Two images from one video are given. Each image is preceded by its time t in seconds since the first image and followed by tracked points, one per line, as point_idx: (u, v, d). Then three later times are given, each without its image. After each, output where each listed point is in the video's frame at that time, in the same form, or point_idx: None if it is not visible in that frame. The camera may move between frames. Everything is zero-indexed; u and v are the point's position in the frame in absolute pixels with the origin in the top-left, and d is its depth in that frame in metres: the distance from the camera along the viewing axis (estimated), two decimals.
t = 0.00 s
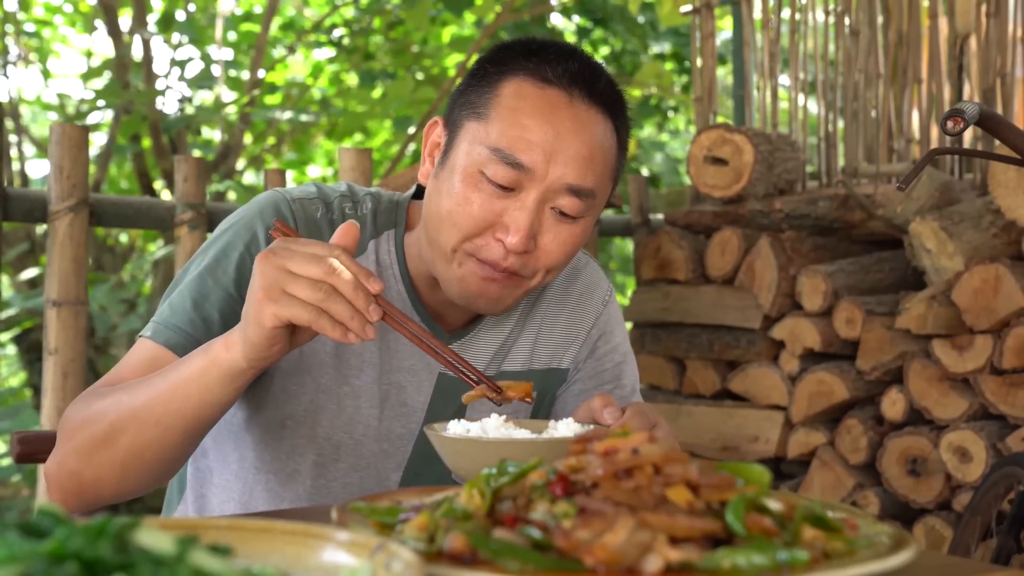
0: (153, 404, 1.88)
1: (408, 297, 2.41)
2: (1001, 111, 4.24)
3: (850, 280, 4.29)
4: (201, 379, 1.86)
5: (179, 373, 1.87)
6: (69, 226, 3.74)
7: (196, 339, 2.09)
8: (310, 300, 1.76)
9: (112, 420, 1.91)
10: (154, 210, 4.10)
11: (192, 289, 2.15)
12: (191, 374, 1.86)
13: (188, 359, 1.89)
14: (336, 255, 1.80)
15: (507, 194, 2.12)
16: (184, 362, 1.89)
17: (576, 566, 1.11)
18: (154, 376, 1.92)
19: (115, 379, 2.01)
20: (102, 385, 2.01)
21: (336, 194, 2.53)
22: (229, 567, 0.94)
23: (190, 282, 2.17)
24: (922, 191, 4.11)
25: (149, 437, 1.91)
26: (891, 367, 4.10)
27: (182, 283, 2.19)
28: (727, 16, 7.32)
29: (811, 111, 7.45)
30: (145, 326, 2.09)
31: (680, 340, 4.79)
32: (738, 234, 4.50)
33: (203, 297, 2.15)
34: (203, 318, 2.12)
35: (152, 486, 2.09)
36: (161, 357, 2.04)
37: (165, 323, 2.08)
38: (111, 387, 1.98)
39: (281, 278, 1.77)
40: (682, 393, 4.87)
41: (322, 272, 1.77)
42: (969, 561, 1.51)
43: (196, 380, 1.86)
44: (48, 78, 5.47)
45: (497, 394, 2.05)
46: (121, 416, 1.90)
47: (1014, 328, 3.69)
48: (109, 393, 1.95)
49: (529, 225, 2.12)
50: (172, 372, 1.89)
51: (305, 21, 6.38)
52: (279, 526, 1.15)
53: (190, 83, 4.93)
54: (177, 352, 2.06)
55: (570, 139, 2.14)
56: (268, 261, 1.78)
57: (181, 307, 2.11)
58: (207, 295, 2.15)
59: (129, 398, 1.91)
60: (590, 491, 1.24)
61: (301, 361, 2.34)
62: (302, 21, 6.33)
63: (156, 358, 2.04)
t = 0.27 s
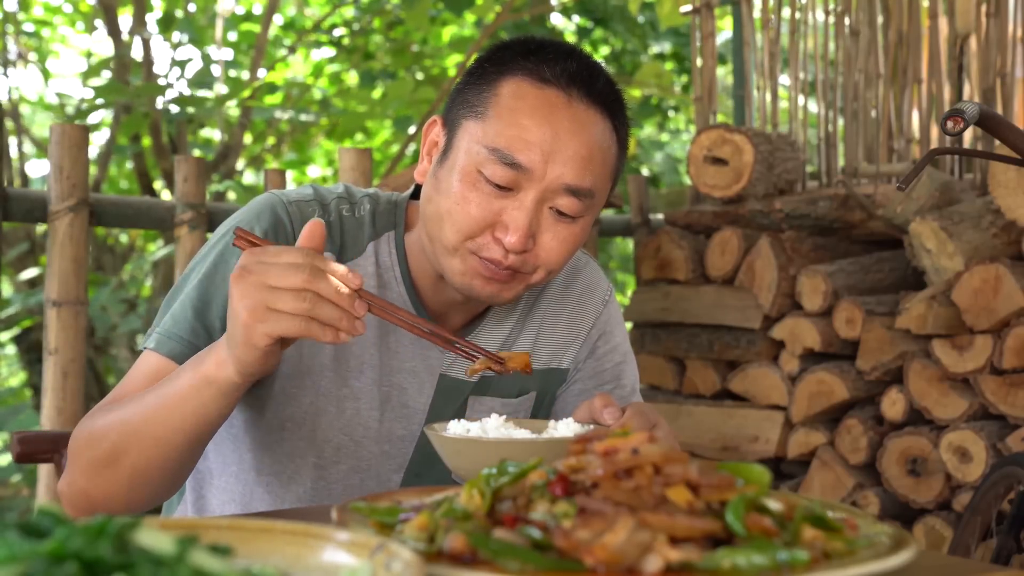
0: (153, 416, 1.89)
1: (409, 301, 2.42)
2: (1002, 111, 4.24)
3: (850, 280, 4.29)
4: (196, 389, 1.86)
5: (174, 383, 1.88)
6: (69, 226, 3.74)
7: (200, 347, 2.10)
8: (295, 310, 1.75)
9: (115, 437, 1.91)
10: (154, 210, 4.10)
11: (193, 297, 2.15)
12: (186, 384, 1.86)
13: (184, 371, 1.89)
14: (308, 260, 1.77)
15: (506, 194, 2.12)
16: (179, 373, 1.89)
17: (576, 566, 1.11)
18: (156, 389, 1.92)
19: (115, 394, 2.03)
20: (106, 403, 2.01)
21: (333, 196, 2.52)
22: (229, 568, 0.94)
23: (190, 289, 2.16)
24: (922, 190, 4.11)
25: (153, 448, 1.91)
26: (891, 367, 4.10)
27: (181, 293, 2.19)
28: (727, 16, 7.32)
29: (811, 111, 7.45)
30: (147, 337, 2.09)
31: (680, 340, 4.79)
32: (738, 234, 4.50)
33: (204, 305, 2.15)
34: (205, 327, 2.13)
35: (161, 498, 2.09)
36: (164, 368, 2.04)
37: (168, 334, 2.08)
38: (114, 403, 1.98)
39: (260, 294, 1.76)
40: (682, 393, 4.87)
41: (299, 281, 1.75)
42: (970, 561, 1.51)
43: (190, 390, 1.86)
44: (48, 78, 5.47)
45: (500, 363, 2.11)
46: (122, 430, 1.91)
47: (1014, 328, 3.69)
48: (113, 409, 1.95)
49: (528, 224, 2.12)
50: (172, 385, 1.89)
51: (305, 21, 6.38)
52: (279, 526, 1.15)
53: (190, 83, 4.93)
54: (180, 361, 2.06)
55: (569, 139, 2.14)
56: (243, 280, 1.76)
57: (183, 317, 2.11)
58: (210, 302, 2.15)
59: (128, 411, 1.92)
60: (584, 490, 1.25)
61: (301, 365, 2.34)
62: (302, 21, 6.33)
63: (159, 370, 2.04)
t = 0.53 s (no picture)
0: (152, 428, 1.87)
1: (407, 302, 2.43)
2: (1001, 111, 4.24)
3: (850, 280, 4.29)
4: (196, 398, 1.85)
5: (171, 393, 1.87)
6: (69, 226, 3.74)
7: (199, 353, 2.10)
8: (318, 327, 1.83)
9: (117, 452, 1.91)
10: (154, 210, 4.10)
11: (191, 304, 2.15)
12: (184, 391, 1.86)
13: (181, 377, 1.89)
14: (317, 279, 1.83)
15: (504, 198, 2.12)
16: (176, 382, 1.88)
17: (576, 566, 1.11)
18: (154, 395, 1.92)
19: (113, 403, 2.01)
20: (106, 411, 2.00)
21: (329, 198, 2.52)
22: (229, 567, 0.94)
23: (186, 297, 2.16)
24: (923, 190, 4.10)
25: (155, 458, 1.91)
26: (891, 367, 4.10)
27: (178, 300, 2.18)
28: (727, 15, 7.32)
29: (811, 111, 7.45)
30: (145, 344, 2.09)
31: (680, 340, 4.79)
32: (738, 234, 4.50)
33: (202, 312, 2.15)
34: (203, 334, 2.13)
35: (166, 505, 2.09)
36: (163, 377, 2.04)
37: (166, 341, 2.07)
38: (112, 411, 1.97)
39: (284, 326, 1.81)
40: (682, 393, 4.86)
41: (321, 303, 1.82)
42: (970, 561, 1.51)
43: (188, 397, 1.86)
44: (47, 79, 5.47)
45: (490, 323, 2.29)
46: (123, 444, 1.90)
47: (1014, 328, 3.69)
48: (111, 416, 1.94)
49: (525, 229, 2.12)
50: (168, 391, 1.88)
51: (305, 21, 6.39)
52: (279, 526, 1.15)
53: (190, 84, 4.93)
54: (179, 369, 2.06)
55: (568, 144, 2.14)
56: (265, 318, 1.80)
57: (181, 323, 2.11)
58: (210, 309, 2.16)
59: (126, 421, 1.90)
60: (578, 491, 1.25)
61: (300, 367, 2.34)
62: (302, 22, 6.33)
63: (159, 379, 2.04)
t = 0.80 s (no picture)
0: (160, 437, 1.87)
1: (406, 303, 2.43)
2: (1001, 111, 4.24)
3: (850, 280, 4.29)
4: (206, 407, 1.84)
5: (182, 403, 1.86)
6: (69, 226, 3.74)
7: (201, 356, 2.09)
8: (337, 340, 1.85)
9: (128, 463, 1.90)
10: (154, 210, 4.10)
11: (191, 307, 2.14)
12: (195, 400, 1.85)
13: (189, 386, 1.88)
14: (334, 294, 1.83)
15: (500, 207, 2.12)
16: (186, 390, 1.87)
17: (576, 566, 1.11)
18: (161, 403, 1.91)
19: (124, 412, 2.00)
20: (113, 417, 2.00)
21: (328, 199, 2.52)
22: (229, 567, 0.94)
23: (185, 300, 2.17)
24: (923, 190, 4.10)
25: (166, 467, 1.91)
26: (891, 367, 4.10)
27: (178, 304, 2.18)
28: (727, 15, 7.32)
29: (811, 110, 7.45)
30: (146, 349, 2.08)
31: (680, 340, 4.79)
32: (738, 234, 4.50)
33: (202, 316, 2.14)
34: (205, 338, 2.12)
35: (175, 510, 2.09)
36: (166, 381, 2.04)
37: (167, 345, 2.07)
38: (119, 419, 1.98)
39: (305, 342, 1.82)
40: (682, 393, 4.86)
41: (339, 319, 1.83)
42: (970, 561, 1.51)
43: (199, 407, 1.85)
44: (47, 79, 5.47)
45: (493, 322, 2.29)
46: (134, 454, 1.89)
47: (1014, 328, 3.69)
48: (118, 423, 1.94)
49: (522, 237, 2.12)
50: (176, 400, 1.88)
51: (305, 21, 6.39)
52: (279, 526, 1.15)
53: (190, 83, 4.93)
54: (181, 373, 2.06)
55: (564, 153, 2.13)
56: (287, 336, 1.80)
57: (181, 327, 2.11)
58: (211, 313, 2.15)
59: (136, 430, 1.89)
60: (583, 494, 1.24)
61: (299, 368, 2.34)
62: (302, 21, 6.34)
63: (162, 384, 2.04)
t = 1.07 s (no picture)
0: (171, 434, 1.86)
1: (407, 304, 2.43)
2: (1002, 111, 4.24)
3: (850, 280, 4.29)
4: (213, 407, 1.84)
5: (191, 401, 1.86)
6: (69, 226, 3.74)
7: (206, 360, 2.10)
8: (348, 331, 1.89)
9: (138, 462, 1.89)
10: (154, 210, 4.10)
11: (195, 311, 2.15)
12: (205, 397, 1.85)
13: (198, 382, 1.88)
14: (348, 279, 1.89)
15: (499, 195, 2.12)
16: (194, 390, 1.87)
17: (576, 567, 1.11)
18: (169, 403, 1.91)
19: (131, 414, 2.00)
20: (120, 420, 2.00)
21: (328, 200, 2.52)
22: (229, 567, 0.94)
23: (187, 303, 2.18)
24: (923, 190, 4.10)
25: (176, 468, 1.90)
26: (891, 367, 4.10)
27: (180, 308, 2.18)
28: (727, 15, 7.33)
29: (811, 110, 7.45)
30: (150, 353, 2.08)
31: (680, 340, 4.79)
32: (738, 234, 4.50)
33: (206, 319, 2.15)
34: (211, 342, 2.14)
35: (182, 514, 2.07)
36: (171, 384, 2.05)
37: (172, 350, 2.08)
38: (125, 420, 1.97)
39: (327, 329, 1.87)
40: (682, 393, 4.86)
41: (356, 302, 1.89)
42: (970, 561, 1.51)
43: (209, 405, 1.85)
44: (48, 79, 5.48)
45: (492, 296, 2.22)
46: (145, 454, 1.88)
47: (1014, 328, 3.69)
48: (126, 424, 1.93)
49: (523, 225, 2.12)
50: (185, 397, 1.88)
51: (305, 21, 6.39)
52: (279, 526, 1.15)
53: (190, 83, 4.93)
54: (186, 376, 2.06)
55: (561, 138, 2.14)
56: (308, 324, 1.85)
57: (186, 331, 2.11)
58: (214, 317, 2.16)
59: (145, 431, 1.88)
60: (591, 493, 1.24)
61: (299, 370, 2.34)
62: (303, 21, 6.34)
63: (167, 384, 2.04)
